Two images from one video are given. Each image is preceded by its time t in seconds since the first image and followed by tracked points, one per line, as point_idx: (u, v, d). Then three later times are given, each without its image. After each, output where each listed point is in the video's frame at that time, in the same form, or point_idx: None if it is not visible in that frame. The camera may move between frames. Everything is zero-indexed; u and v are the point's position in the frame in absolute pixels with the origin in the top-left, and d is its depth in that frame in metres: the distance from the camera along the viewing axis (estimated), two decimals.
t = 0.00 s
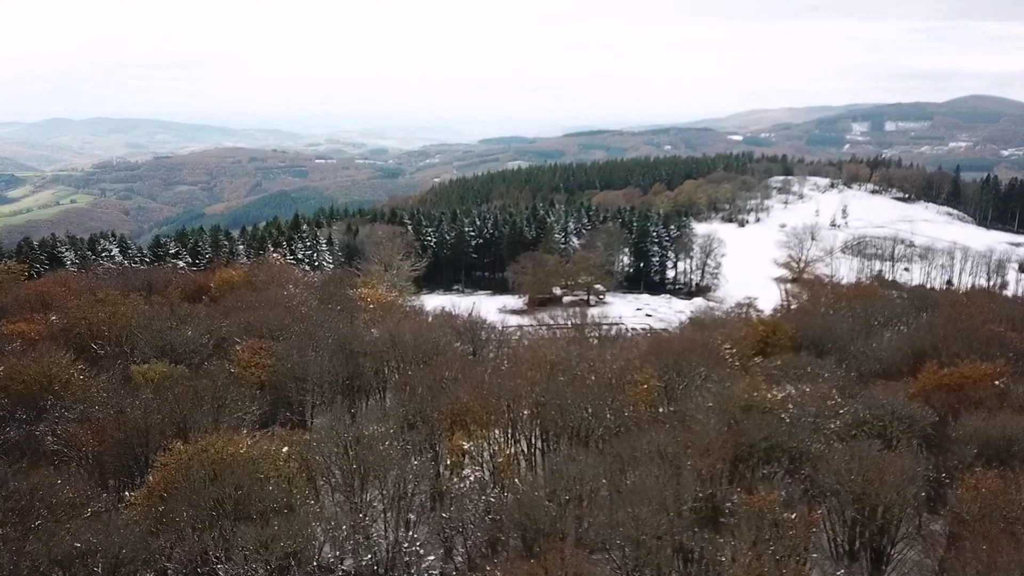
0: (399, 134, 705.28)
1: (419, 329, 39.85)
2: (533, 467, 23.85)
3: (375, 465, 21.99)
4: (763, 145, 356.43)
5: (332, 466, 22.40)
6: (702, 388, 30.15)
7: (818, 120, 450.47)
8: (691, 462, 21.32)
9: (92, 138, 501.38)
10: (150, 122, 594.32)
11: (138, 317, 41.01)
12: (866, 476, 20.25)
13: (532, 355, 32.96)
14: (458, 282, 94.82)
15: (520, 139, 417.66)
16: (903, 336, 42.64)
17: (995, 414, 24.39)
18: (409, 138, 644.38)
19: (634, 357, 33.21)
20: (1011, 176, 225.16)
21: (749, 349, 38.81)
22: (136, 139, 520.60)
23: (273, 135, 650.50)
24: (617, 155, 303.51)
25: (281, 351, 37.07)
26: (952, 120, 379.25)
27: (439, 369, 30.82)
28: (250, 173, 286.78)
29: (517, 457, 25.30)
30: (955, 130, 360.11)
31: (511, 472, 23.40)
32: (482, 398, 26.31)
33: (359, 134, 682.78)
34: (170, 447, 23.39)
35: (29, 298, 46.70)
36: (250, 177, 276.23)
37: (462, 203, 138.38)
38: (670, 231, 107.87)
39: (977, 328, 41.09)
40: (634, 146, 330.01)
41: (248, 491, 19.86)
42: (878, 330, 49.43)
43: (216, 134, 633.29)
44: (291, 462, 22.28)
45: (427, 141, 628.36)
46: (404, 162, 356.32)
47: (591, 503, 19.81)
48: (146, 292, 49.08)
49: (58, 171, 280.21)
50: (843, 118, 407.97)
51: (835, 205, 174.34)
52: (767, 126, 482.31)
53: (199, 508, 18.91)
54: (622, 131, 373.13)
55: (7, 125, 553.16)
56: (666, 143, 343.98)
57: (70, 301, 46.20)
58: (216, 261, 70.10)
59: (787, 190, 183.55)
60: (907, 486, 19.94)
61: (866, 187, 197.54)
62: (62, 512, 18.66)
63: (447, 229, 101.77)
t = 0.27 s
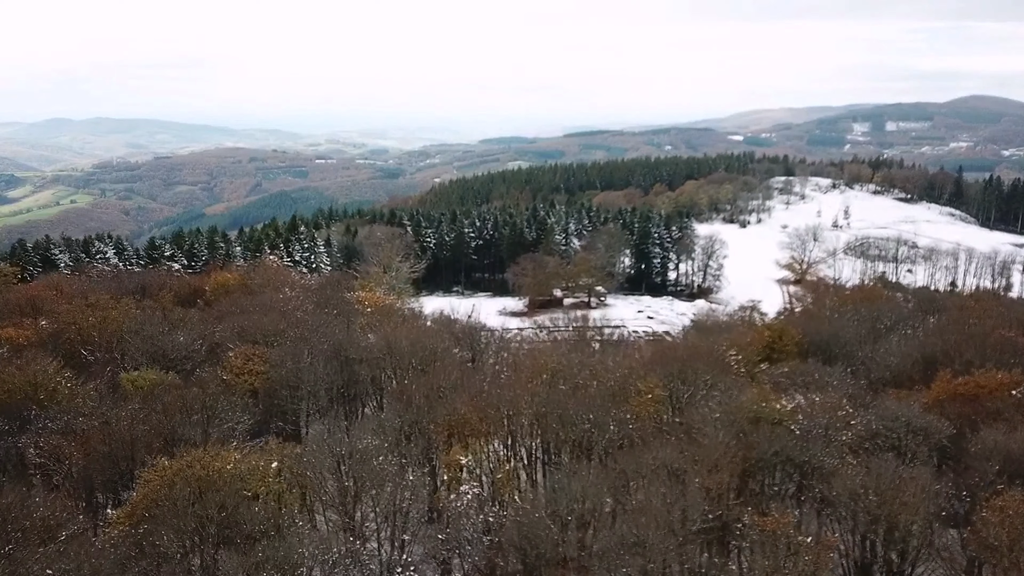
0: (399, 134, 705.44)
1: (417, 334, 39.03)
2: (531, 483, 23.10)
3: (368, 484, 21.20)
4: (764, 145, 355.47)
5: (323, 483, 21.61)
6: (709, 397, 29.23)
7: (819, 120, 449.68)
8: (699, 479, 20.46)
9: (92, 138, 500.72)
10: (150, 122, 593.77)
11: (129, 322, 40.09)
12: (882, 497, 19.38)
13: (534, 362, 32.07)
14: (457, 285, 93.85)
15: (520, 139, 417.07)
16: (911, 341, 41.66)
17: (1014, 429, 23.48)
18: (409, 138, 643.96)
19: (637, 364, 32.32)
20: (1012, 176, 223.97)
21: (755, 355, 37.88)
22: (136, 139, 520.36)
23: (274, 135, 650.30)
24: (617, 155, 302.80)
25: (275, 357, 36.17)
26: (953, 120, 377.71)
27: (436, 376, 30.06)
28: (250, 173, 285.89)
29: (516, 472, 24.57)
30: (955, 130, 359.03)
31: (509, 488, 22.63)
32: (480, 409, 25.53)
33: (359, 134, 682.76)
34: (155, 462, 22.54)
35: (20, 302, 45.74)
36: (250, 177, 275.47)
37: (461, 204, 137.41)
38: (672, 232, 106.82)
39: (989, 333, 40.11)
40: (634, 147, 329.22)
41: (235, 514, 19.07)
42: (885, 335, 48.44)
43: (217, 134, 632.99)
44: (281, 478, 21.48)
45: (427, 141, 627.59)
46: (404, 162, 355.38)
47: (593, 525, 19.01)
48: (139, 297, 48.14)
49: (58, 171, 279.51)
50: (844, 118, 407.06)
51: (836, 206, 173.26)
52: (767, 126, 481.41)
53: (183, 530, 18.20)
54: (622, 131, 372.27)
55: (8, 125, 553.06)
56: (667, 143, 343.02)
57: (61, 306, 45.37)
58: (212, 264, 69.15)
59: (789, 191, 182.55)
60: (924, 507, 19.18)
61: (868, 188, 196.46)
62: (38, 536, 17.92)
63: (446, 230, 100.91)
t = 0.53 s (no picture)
0: (399, 134, 704.66)
1: (415, 339, 38.14)
2: (532, 501, 22.41)
3: (361, 503, 20.43)
4: (764, 146, 354.62)
5: (314, 501, 20.79)
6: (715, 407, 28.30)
7: (819, 120, 448.58)
8: (708, 498, 19.57)
9: (92, 138, 500.35)
10: (149, 122, 593.01)
11: (120, 328, 39.20)
12: (901, 517, 18.59)
13: (534, 369, 31.18)
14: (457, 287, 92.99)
15: (520, 139, 416.19)
16: (921, 347, 40.70)
17: None
18: (409, 138, 643.15)
19: (640, 372, 31.40)
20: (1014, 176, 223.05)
21: (761, 362, 36.94)
22: (136, 139, 519.50)
23: (274, 135, 649.50)
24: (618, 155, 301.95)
25: (269, 364, 35.19)
26: (954, 120, 376.87)
27: (433, 385, 29.22)
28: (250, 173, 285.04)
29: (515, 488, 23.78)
30: (956, 130, 358.09)
31: (508, 506, 21.79)
32: (478, 420, 24.69)
33: (359, 134, 681.98)
34: (141, 477, 21.69)
35: (9, 307, 44.82)
36: (250, 177, 274.58)
37: (461, 205, 136.50)
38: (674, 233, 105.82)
39: (1001, 338, 39.20)
40: (634, 147, 328.28)
41: (220, 535, 18.22)
42: (892, 341, 47.48)
43: (217, 134, 632.28)
44: (270, 494, 20.64)
45: (428, 141, 626.77)
46: (405, 162, 354.61)
47: (595, 547, 18.21)
48: (131, 301, 47.24)
49: (58, 171, 278.55)
50: (844, 118, 406.10)
51: (839, 206, 172.30)
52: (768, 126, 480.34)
53: (167, 556, 17.42)
54: (623, 131, 371.40)
55: (7, 125, 552.49)
56: (667, 144, 342.13)
57: (51, 310, 44.43)
58: (208, 266, 68.24)
59: (790, 192, 181.63)
60: (946, 528, 18.36)
61: (870, 188, 195.47)
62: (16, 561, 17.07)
63: (446, 231, 100.00)
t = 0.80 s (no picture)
0: (399, 134, 703.35)
1: (411, 346, 37.02)
2: (534, 525, 21.60)
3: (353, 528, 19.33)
4: (765, 146, 353.41)
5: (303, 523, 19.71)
6: (722, 419, 27.24)
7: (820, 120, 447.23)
8: (717, 526, 18.57)
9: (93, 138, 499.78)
10: (149, 122, 591.94)
11: (109, 334, 38.09)
12: (923, 545, 17.54)
13: (534, 379, 30.01)
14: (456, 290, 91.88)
15: (520, 139, 414.99)
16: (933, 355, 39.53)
17: None
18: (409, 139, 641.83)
19: (644, 381, 30.22)
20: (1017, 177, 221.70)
21: (768, 370, 35.75)
22: (136, 139, 518.36)
23: (274, 135, 648.61)
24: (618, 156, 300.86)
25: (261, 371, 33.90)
26: (955, 120, 375.58)
27: (429, 396, 28.07)
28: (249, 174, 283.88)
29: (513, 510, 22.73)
30: (957, 130, 356.80)
31: (509, 532, 20.89)
32: (476, 436, 23.56)
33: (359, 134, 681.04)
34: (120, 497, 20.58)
35: None
36: (249, 178, 273.50)
37: (461, 206, 135.35)
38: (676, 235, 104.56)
39: (1016, 346, 38.04)
40: (635, 147, 327.11)
41: (202, 565, 17.19)
42: (902, 348, 46.30)
43: (217, 134, 631.31)
44: (256, 514, 19.52)
45: (427, 142, 626.12)
46: (404, 163, 352.84)
47: None
48: (122, 306, 46.12)
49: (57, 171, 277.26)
50: (845, 119, 404.80)
51: (841, 207, 170.98)
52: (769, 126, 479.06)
53: None
54: (624, 131, 370.26)
55: (7, 125, 551.47)
56: (668, 144, 340.99)
57: (39, 315, 43.32)
58: (203, 269, 67.17)
59: (792, 193, 180.46)
60: (973, 557, 17.29)
61: (872, 189, 194.23)
62: None
63: (445, 233, 98.84)
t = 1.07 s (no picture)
0: (399, 134, 702.54)
1: (408, 352, 36.05)
2: (537, 548, 20.66)
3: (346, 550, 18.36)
4: (766, 146, 352.38)
5: (292, 544, 18.76)
6: (729, 431, 26.29)
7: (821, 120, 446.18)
8: (727, 550, 17.64)
9: (93, 138, 498.83)
10: (149, 122, 591.04)
11: (99, 341, 37.14)
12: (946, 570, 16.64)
13: (535, 389, 29.07)
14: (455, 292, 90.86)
15: (520, 139, 413.96)
16: (943, 362, 38.63)
17: None
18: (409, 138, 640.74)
19: (648, 391, 29.25)
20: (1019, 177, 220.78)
21: (775, 377, 34.79)
22: (135, 139, 517.24)
23: (274, 135, 647.80)
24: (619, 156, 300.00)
25: (253, 377, 32.82)
26: (956, 120, 374.66)
27: (426, 407, 27.14)
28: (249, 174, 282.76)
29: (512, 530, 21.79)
30: (958, 130, 355.90)
31: (508, 553, 20.42)
32: (474, 451, 22.62)
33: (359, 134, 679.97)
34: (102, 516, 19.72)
35: None
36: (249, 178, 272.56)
37: (461, 207, 134.30)
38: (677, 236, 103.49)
39: None
40: (636, 147, 326.12)
41: None
42: (909, 354, 45.39)
43: (217, 134, 630.37)
44: (243, 535, 18.55)
45: (428, 142, 624.99)
46: (404, 163, 351.86)
47: None
48: (113, 311, 45.13)
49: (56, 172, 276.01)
50: (846, 119, 403.81)
51: (843, 208, 169.98)
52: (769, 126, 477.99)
53: None
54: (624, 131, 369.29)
55: (7, 125, 550.36)
56: (669, 144, 340.05)
57: (29, 319, 42.34)
58: (199, 272, 66.29)
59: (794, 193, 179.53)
60: None
61: (874, 189, 193.22)
62: None
63: (445, 234, 97.86)
